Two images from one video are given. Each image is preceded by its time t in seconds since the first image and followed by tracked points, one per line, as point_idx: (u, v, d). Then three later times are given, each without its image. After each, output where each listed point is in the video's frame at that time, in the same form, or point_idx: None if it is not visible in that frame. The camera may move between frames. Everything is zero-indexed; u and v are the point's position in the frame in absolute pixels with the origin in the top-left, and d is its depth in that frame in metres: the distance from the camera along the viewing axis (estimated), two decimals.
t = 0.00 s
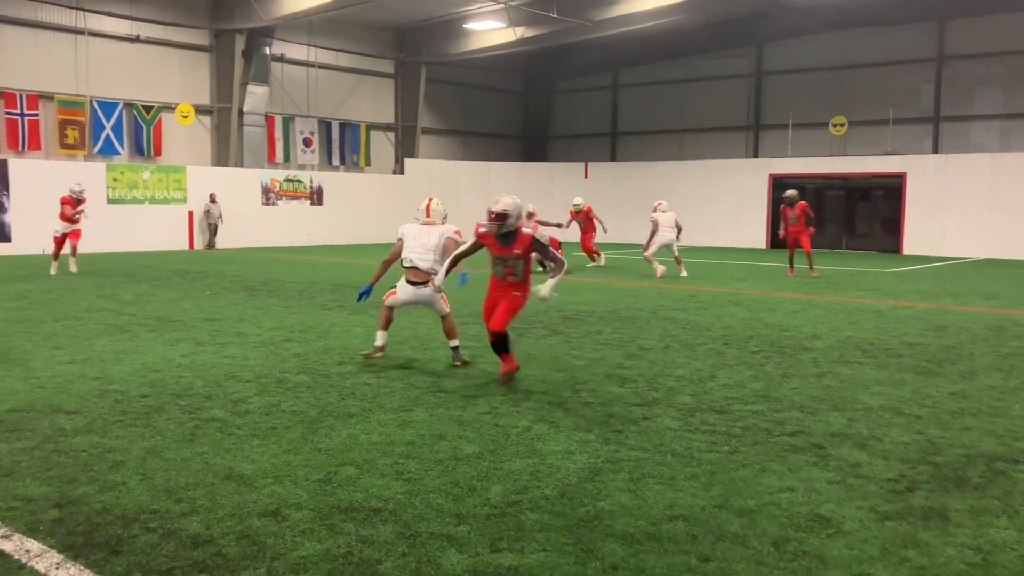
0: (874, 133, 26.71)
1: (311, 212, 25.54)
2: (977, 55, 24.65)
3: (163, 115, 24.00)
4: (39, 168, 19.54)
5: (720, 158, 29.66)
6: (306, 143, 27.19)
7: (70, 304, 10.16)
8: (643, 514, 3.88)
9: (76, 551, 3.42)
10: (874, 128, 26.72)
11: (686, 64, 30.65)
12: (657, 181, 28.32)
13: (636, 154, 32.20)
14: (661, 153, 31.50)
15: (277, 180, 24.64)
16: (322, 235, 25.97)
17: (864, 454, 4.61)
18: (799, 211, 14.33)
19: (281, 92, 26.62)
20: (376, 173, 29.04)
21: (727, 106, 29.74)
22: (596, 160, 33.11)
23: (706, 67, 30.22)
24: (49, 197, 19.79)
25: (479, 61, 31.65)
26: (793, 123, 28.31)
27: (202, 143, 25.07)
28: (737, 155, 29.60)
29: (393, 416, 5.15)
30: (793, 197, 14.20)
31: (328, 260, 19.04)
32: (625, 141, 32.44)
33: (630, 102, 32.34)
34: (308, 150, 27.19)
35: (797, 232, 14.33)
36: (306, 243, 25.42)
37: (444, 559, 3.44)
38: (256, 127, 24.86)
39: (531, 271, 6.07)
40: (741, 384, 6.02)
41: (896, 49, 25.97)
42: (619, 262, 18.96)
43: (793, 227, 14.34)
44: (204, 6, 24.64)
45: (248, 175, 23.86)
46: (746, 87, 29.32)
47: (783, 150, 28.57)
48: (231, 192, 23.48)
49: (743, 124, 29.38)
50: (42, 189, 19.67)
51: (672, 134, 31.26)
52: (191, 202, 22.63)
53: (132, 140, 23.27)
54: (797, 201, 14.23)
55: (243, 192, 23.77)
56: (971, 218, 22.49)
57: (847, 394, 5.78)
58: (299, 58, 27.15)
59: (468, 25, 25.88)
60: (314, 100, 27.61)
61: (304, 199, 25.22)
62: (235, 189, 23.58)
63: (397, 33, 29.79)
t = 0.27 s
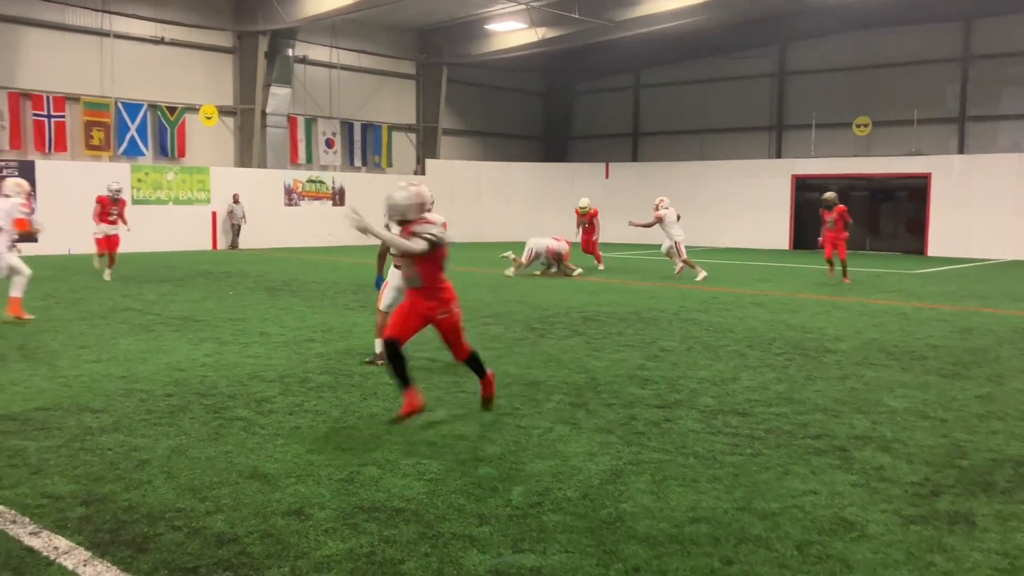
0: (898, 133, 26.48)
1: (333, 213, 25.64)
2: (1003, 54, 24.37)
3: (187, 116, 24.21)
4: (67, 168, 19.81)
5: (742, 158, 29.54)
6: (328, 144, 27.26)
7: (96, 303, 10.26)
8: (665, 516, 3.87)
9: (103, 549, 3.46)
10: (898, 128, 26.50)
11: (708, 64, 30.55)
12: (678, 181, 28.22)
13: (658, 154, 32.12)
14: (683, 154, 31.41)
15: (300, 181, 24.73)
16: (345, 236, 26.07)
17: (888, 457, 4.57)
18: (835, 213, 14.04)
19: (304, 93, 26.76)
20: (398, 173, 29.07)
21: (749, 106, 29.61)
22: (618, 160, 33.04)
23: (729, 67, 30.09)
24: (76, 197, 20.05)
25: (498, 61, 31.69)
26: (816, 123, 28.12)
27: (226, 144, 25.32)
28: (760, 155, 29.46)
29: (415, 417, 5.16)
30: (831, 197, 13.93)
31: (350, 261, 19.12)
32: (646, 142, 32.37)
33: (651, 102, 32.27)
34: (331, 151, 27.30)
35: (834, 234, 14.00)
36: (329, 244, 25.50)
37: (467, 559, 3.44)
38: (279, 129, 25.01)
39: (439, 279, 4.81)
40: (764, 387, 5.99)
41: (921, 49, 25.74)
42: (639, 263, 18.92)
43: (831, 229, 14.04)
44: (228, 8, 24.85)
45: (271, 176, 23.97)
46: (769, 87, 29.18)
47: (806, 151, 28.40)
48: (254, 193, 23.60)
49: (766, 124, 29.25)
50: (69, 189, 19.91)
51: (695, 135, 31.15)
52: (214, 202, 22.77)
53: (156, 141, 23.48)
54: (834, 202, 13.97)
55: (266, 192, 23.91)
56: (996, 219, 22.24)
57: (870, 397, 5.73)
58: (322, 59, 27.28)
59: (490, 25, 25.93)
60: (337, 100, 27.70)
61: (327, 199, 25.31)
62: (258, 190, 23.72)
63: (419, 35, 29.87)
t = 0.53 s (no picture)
0: (928, 132, 26.17)
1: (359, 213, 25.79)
2: None
3: (215, 117, 24.45)
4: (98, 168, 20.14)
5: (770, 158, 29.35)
6: (354, 144, 27.41)
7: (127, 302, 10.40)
8: (692, 518, 3.84)
9: (133, 545, 3.49)
10: (928, 127, 26.19)
11: (735, 63, 30.38)
12: (704, 181, 28.09)
13: (684, 154, 32.00)
14: (710, 153, 31.27)
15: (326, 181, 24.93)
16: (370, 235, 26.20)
17: (919, 460, 4.51)
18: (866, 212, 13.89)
19: (331, 95, 26.93)
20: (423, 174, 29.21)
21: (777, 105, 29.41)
22: (643, 159, 32.89)
23: (756, 65, 29.90)
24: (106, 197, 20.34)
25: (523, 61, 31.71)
26: (844, 122, 27.87)
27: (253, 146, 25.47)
28: (787, 155, 29.26)
29: (441, 416, 5.17)
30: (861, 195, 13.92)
31: (377, 261, 19.22)
32: (672, 141, 32.27)
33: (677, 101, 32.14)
34: (356, 152, 27.44)
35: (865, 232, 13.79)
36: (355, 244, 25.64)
37: (493, 559, 3.44)
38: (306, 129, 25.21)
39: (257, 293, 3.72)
40: (792, 388, 5.93)
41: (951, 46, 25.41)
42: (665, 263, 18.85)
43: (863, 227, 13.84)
44: (256, 10, 25.06)
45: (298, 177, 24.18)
46: (797, 86, 28.93)
47: (834, 150, 28.15)
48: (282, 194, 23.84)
49: (794, 123, 29.04)
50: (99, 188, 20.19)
51: (721, 134, 30.99)
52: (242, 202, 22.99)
53: (185, 142, 23.79)
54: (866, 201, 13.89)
55: (294, 193, 24.10)
56: None
57: (900, 399, 5.66)
58: (348, 60, 27.43)
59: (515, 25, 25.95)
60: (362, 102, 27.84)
61: (354, 200, 25.49)
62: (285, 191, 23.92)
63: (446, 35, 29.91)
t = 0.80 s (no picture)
0: (966, 130, 25.77)
1: (391, 212, 26.00)
2: None
3: (248, 118, 24.78)
4: (137, 169, 20.49)
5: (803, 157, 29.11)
6: (385, 145, 27.66)
7: (164, 301, 10.55)
8: (725, 519, 3.81)
9: (169, 541, 3.54)
10: (966, 125, 25.79)
11: (768, 61, 30.12)
12: (736, 181, 27.91)
13: (716, 153, 31.84)
14: (742, 152, 31.08)
15: (358, 181, 25.17)
16: (402, 235, 26.38)
17: (956, 463, 4.44)
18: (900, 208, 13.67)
19: (363, 96, 27.09)
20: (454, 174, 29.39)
21: (810, 104, 29.15)
22: (674, 158, 32.75)
23: (790, 63, 29.63)
24: (144, 198, 20.69)
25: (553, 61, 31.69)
26: (879, 120, 27.54)
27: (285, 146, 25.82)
28: (821, 154, 28.99)
29: (472, 415, 5.18)
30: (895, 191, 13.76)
31: (409, 260, 19.33)
32: (703, 140, 32.12)
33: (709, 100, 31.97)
34: (388, 152, 27.67)
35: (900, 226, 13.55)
36: (385, 243, 25.87)
37: (525, 559, 3.44)
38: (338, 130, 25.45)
39: None
40: (825, 389, 5.86)
41: (990, 43, 24.98)
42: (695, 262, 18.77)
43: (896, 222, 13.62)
44: (289, 11, 25.31)
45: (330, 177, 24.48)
46: (831, 84, 28.63)
47: (869, 149, 27.83)
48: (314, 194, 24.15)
49: (828, 122, 28.76)
50: (137, 189, 20.54)
51: (754, 132, 30.80)
52: (275, 202, 23.40)
53: (219, 142, 24.08)
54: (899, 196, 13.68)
55: (327, 193, 24.37)
56: None
57: (937, 401, 5.57)
58: (380, 60, 27.60)
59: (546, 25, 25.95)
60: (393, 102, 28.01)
61: (385, 199, 25.72)
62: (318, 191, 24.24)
63: (477, 35, 29.94)
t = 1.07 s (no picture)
0: (1008, 129, 25.27)
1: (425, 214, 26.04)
2: None
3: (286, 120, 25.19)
4: (177, 170, 20.77)
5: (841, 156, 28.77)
6: (420, 145, 27.66)
7: (203, 300, 10.71)
8: (761, 521, 3.78)
9: (208, 536, 3.60)
10: (1008, 124, 25.28)
11: (805, 59, 29.81)
12: (771, 181, 27.69)
13: (752, 152, 31.61)
14: (779, 152, 30.81)
15: (393, 182, 25.24)
16: (436, 236, 26.44)
17: (998, 466, 4.36)
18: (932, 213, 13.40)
19: (398, 97, 27.44)
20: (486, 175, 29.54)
21: (848, 102, 28.80)
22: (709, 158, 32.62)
23: (827, 62, 29.29)
24: (184, 198, 20.99)
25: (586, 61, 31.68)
26: (919, 119, 27.09)
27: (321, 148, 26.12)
28: (860, 153, 28.63)
29: (506, 415, 5.20)
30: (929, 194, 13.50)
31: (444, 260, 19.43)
32: (739, 139, 31.90)
33: (745, 99, 31.73)
34: (422, 154, 27.79)
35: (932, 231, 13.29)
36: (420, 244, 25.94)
37: (559, 558, 3.44)
38: (374, 131, 25.70)
39: None
40: (863, 391, 5.79)
41: None
42: (730, 263, 18.63)
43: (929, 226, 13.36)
44: (325, 14, 25.53)
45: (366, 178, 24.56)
46: (869, 82, 28.25)
47: (909, 149, 27.41)
48: (350, 196, 24.25)
49: (867, 121, 28.40)
50: (177, 190, 20.83)
51: (791, 132, 30.50)
52: (311, 203, 23.59)
53: (257, 143, 24.52)
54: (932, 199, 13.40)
55: (363, 195, 24.55)
56: None
57: (978, 404, 5.48)
58: (414, 62, 27.85)
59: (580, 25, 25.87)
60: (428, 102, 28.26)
61: (419, 200, 25.75)
62: (353, 192, 24.32)
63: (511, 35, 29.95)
